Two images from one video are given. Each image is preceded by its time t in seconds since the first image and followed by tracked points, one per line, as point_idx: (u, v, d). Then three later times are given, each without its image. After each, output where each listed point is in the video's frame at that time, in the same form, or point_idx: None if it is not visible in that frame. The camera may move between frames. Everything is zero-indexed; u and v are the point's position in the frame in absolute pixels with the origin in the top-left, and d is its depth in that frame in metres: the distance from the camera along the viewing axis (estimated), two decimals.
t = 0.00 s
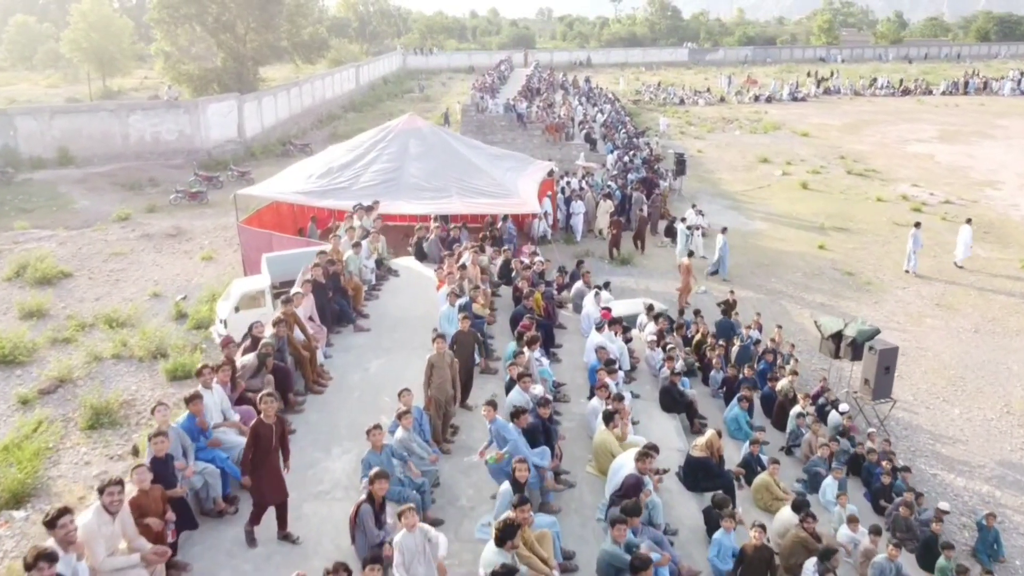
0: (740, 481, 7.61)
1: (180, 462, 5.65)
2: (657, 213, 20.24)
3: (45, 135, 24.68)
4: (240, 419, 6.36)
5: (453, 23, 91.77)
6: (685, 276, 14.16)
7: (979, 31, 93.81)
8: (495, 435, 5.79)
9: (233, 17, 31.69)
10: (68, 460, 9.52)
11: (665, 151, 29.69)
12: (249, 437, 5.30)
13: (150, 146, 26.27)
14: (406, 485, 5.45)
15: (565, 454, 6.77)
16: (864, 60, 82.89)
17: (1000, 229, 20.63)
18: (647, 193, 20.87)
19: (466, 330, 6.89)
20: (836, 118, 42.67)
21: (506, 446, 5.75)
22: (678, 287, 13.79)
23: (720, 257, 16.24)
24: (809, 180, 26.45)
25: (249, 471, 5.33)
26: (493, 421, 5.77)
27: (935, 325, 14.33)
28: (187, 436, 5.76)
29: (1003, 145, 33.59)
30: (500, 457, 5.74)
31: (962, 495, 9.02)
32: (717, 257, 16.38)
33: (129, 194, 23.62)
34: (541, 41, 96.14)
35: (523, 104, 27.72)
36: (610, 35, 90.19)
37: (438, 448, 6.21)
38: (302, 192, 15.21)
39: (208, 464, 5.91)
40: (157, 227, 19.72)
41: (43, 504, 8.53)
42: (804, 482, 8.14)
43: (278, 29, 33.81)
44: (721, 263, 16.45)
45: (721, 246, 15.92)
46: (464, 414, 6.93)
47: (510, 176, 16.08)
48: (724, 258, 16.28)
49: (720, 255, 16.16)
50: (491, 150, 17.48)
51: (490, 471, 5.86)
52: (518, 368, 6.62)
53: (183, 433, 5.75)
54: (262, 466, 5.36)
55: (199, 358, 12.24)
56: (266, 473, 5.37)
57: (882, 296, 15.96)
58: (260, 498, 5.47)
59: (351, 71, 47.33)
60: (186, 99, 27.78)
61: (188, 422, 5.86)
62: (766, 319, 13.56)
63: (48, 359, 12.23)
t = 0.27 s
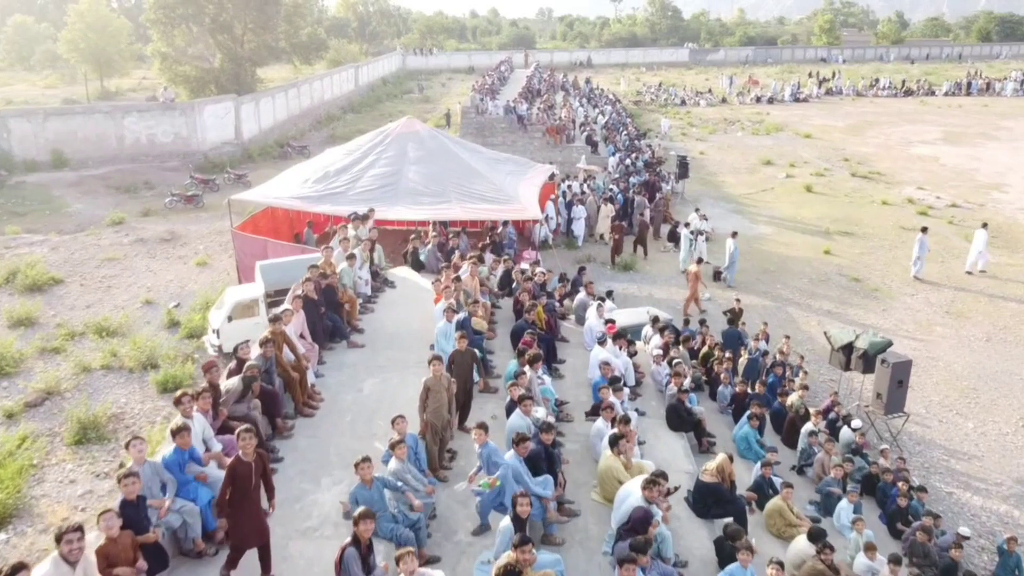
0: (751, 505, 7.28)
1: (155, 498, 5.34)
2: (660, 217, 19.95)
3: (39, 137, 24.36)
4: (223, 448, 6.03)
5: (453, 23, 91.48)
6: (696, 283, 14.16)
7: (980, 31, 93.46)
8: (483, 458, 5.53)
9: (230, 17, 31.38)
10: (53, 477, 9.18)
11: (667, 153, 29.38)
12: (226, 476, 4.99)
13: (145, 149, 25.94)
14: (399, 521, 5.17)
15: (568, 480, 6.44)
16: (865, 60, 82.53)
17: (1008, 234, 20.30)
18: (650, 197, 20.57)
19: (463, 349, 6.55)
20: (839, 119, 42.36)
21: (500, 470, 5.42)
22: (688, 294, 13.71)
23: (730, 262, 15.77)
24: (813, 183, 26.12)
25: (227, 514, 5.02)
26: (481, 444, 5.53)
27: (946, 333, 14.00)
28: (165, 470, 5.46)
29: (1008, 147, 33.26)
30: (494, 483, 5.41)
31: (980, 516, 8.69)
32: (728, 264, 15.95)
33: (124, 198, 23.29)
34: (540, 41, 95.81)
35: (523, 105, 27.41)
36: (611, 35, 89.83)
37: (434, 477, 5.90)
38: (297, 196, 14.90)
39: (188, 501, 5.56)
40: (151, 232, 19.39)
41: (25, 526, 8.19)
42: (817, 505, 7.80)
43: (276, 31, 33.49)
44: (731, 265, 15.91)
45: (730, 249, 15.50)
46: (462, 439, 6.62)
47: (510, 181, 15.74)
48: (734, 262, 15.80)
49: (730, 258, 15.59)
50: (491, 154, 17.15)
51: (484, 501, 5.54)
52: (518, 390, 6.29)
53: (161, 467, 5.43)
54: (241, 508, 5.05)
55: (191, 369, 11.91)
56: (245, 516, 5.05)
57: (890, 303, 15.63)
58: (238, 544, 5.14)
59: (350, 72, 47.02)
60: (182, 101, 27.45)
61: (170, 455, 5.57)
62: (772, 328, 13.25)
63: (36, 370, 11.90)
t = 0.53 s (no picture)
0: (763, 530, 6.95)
1: (125, 538, 4.91)
2: (662, 221, 19.63)
3: (33, 139, 24.03)
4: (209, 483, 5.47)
5: (453, 23, 91.18)
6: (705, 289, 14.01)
7: (981, 31, 93.08)
8: (471, 485, 5.36)
9: (228, 18, 31.04)
10: (36, 496, 8.85)
11: (669, 155, 29.05)
12: (196, 523, 4.95)
13: (141, 151, 25.59)
14: (392, 562, 4.89)
15: (572, 508, 6.12)
16: (867, 60, 82.18)
17: (1017, 238, 19.97)
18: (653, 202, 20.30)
19: (461, 371, 6.22)
20: (842, 121, 42.02)
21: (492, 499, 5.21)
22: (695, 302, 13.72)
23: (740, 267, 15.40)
24: (817, 186, 25.79)
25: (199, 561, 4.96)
26: (471, 472, 5.33)
27: (957, 343, 13.67)
28: (137, 512, 5.02)
29: (1014, 149, 32.93)
30: (486, 511, 5.21)
31: (999, 538, 8.35)
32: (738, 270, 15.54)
33: (118, 201, 22.94)
34: (541, 42, 95.46)
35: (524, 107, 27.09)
36: (611, 35, 89.47)
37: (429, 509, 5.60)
38: (292, 201, 14.61)
39: (163, 545, 5.02)
40: (145, 236, 19.05)
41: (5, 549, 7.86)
42: (832, 529, 7.46)
43: (273, 31, 33.15)
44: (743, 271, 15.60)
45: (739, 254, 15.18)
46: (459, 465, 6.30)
47: (510, 185, 15.38)
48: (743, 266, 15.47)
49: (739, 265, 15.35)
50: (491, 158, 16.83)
51: (474, 535, 5.31)
52: (518, 413, 5.95)
53: (133, 508, 4.99)
54: (213, 554, 4.99)
55: (182, 380, 11.58)
56: (218, 563, 4.99)
57: (899, 310, 15.30)
58: None
59: (349, 73, 46.69)
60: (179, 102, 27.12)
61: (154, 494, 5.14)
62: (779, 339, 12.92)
63: (22, 381, 11.56)
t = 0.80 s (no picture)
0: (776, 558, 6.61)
1: None
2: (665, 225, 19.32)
3: (27, 141, 23.70)
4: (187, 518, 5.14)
5: (453, 23, 90.91)
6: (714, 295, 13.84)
7: (983, 31, 92.75)
8: (459, 518, 5.00)
9: (225, 18, 30.71)
10: (18, 517, 8.52)
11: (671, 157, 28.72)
12: None
13: (136, 153, 25.25)
14: None
15: (576, 539, 5.77)
16: (868, 61, 81.88)
17: None
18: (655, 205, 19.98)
19: (458, 394, 5.92)
20: (845, 122, 41.69)
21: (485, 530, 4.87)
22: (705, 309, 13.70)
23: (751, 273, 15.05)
24: (822, 188, 25.46)
25: None
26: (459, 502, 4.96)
27: (969, 352, 13.34)
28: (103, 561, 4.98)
29: (1019, 151, 32.60)
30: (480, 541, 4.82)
31: (1020, 561, 8.02)
32: (749, 275, 15.13)
33: (113, 204, 22.61)
34: (541, 42, 95.16)
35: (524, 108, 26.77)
36: (612, 35, 89.17)
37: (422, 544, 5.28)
38: (288, 205, 14.28)
39: None
40: (139, 241, 18.71)
41: None
42: (847, 555, 7.12)
43: (271, 32, 32.81)
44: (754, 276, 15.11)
45: (751, 261, 14.85)
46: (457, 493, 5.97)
47: (511, 190, 15.04)
48: (756, 270, 15.07)
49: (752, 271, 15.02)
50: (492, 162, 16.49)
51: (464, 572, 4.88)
52: (519, 438, 5.63)
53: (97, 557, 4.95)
54: None
55: (172, 392, 11.25)
56: None
57: (908, 317, 14.96)
58: None
59: (348, 73, 46.38)
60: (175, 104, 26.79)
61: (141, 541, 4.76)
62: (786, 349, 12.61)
63: (8, 393, 11.23)
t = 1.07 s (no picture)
0: None
1: None
2: (668, 230, 19.00)
3: (20, 143, 23.36)
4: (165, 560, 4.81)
5: (453, 23, 90.61)
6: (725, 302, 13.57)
7: (985, 31, 92.39)
8: (449, 561, 4.74)
9: (222, 19, 30.35)
10: None
11: (673, 159, 28.38)
12: None
13: (131, 155, 24.90)
14: None
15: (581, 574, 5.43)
16: (870, 61, 81.56)
17: None
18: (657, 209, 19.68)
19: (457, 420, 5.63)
20: (848, 123, 41.35)
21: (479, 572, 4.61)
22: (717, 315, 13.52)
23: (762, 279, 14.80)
24: (826, 191, 25.12)
25: None
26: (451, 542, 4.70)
27: (981, 361, 13.01)
28: None
29: None
30: None
31: None
32: (761, 281, 14.89)
33: (108, 208, 22.27)
34: (541, 42, 94.81)
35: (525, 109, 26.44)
36: (612, 35, 88.83)
37: None
38: (282, 210, 13.97)
39: None
40: (133, 245, 18.36)
41: None
42: None
43: (269, 32, 32.47)
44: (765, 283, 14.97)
45: (761, 267, 14.67)
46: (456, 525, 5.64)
47: (511, 195, 14.69)
48: (768, 278, 14.90)
49: (763, 279, 14.79)
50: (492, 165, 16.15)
51: None
52: (520, 468, 5.33)
53: None
54: None
55: (163, 405, 10.92)
56: None
57: (918, 325, 14.63)
58: None
59: (348, 74, 46.06)
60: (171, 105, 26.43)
61: None
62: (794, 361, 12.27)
63: None
